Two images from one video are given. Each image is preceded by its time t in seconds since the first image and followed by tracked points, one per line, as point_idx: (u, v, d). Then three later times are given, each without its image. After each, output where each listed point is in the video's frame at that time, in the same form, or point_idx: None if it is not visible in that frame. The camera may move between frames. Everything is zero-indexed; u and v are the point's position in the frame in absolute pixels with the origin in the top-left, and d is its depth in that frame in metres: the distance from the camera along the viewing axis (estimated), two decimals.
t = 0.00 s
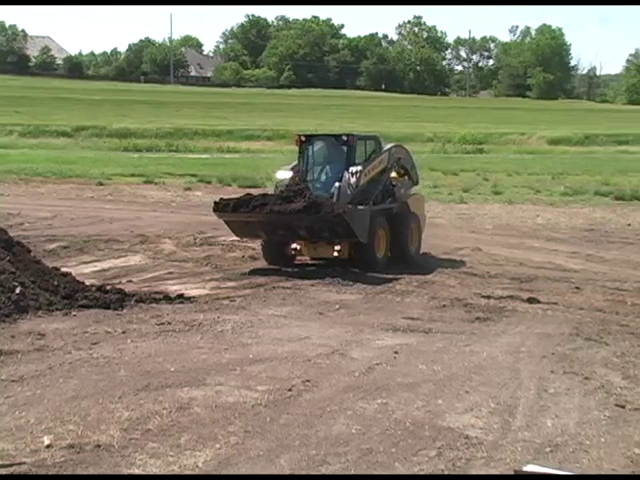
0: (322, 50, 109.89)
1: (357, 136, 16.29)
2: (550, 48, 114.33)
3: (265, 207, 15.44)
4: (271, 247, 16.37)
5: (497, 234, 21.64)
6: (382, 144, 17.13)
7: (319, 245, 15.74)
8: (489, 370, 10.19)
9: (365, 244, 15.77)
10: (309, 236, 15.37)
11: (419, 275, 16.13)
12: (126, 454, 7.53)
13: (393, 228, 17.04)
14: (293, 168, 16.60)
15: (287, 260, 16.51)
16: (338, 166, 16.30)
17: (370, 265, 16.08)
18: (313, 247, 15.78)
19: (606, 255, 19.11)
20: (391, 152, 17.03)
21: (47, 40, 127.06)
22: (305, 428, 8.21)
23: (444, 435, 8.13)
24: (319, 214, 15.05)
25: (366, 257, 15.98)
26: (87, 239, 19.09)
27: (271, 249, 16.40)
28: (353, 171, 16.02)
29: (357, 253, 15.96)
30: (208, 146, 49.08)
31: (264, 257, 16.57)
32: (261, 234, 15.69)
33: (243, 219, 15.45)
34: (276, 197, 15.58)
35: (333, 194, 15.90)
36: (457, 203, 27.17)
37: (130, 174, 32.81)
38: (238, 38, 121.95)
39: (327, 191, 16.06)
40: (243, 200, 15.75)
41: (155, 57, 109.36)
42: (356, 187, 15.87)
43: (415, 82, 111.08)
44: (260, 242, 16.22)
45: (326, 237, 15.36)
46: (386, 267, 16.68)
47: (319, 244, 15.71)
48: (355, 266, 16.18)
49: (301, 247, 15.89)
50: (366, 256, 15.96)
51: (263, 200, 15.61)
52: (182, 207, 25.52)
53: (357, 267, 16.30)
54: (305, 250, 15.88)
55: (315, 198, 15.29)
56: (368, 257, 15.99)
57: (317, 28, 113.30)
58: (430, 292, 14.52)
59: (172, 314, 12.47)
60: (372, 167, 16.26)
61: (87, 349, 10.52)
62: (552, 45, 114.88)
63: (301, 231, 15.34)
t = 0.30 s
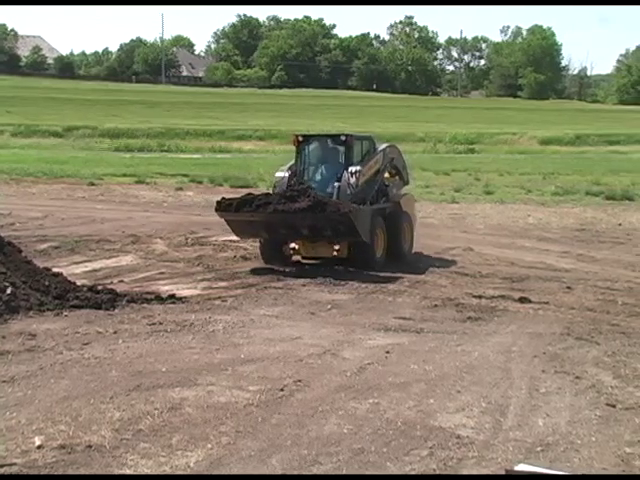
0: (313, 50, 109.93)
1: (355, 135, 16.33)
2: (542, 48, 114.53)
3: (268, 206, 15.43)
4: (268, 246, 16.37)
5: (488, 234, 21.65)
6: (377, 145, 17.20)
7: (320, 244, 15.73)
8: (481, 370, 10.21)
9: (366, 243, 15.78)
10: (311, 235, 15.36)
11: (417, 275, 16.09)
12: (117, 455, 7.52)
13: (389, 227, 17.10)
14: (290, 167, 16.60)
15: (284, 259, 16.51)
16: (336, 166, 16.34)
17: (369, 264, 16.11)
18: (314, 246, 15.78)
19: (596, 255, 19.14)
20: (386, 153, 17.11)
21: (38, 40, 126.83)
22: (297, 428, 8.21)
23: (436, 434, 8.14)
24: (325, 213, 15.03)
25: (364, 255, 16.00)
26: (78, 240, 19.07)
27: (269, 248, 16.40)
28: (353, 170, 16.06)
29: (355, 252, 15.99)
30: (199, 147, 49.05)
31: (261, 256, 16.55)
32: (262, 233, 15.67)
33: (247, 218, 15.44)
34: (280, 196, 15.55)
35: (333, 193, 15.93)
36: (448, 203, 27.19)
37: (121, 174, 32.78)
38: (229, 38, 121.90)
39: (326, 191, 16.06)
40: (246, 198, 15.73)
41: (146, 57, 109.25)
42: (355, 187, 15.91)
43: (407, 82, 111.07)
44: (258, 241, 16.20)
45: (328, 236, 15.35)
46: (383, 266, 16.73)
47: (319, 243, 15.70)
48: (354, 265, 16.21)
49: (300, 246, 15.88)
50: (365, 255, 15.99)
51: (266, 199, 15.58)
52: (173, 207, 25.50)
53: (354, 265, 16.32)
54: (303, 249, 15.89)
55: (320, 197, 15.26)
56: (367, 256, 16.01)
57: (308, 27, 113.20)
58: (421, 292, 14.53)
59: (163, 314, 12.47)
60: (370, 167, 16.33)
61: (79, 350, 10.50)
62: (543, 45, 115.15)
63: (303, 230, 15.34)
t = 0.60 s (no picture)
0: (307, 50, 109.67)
1: (354, 136, 16.46)
2: (535, 48, 114.63)
3: (275, 208, 15.40)
4: (267, 246, 16.31)
5: (481, 234, 21.65)
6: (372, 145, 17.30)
7: (321, 245, 15.74)
8: (473, 369, 10.23)
9: (369, 243, 15.83)
10: (317, 236, 15.36)
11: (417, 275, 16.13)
12: (110, 455, 7.51)
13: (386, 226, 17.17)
14: (288, 167, 16.72)
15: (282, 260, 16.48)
16: (336, 167, 16.48)
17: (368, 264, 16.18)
18: (315, 246, 15.78)
19: (589, 255, 19.17)
20: (381, 153, 17.23)
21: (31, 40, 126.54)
22: (290, 428, 8.21)
23: (429, 434, 8.15)
24: (334, 214, 15.05)
25: (365, 256, 16.06)
26: (71, 240, 19.06)
27: (267, 249, 16.36)
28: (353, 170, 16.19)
29: (355, 252, 16.03)
30: (192, 147, 49.02)
31: (259, 256, 16.47)
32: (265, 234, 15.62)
33: (253, 218, 15.38)
34: (286, 197, 15.53)
35: (334, 194, 16.05)
36: (441, 203, 27.18)
37: (115, 174, 32.75)
38: (223, 38, 121.71)
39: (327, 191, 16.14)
40: (251, 199, 15.69)
41: (140, 57, 109.09)
42: (357, 188, 16.01)
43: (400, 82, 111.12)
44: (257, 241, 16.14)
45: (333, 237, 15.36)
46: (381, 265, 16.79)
47: (321, 243, 15.69)
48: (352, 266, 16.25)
49: (299, 246, 15.86)
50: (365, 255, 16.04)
51: (273, 200, 15.56)
52: (166, 207, 25.49)
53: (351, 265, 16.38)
54: (303, 249, 15.87)
55: (329, 199, 15.29)
56: (367, 257, 16.06)
57: (301, 28, 113.24)
58: (414, 291, 14.54)
59: (157, 314, 12.46)
60: (369, 168, 16.45)
61: (72, 349, 10.50)
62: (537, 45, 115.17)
63: (308, 231, 15.33)
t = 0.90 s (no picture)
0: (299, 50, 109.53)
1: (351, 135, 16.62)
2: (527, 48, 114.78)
3: (279, 207, 15.39)
4: (264, 245, 16.27)
5: (474, 234, 21.65)
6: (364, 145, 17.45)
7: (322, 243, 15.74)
8: (466, 369, 10.24)
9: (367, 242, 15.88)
10: (320, 235, 15.36)
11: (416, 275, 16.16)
12: (103, 455, 7.50)
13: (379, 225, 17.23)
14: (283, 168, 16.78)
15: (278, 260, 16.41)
16: (334, 166, 16.62)
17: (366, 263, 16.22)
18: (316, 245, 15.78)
19: (582, 255, 19.19)
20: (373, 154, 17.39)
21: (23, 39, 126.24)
22: (283, 428, 8.21)
23: (422, 434, 8.15)
24: (339, 213, 15.06)
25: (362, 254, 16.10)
26: (64, 240, 19.04)
27: (265, 248, 16.34)
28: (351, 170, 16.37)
29: (355, 251, 16.08)
30: (185, 147, 48.96)
31: (256, 255, 16.41)
32: (268, 234, 15.57)
33: (257, 218, 15.35)
34: (290, 197, 15.54)
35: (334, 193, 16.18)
36: (434, 203, 27.18)
37: (107, 174, 32.70)
38: (216, 38, 121.58)
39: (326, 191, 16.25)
40: (253, 199, 15.69)
41: (132, 57, 108.90)
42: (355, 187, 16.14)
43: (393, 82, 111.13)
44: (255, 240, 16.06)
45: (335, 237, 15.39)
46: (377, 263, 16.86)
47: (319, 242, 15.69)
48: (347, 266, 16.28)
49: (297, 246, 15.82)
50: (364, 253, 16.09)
51: (276, 200, 15.55)
52: (159, 207, 25.46)
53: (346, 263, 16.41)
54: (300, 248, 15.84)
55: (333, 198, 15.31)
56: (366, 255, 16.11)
57: (294, 27, 113.07)
58: (408, 291, 14.55)
59: (149, 314, 12.45)
60: (365, 168, 16.60)
61: (64, 350, 10.48)
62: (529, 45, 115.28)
63: (311, 230, 15.32)
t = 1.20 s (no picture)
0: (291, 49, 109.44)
1: (347, 138, 16.90)
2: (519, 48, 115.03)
3: (286, 208, 15.44)
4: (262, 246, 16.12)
5: (466, 234, 21.67)
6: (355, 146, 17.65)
7: (322, 244, 15.66)
8: (458, 369, 10.25)
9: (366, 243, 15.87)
10: (323, 236, 15.32)
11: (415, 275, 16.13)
12: (94, 456, 7.49)
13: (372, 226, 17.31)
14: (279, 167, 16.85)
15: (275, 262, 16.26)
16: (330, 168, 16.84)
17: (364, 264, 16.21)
18: (315, 246, 15.67)
19: (574, 255, 19.23)
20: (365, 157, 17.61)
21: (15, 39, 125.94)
22: (275, 428, 8.21)
23: (414, 434, 8.17)
24: (347, 213, 15.15)
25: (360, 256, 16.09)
26: (56, 240, 19.03)
27: (263, 250, 16.21)
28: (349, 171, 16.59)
29: (354, 251, 16.06)
30: (177, 147, 48.94)
31: (255, 256, 16.26)
32: (270, 235, 15.47)
33: (264, 217, 15.33)
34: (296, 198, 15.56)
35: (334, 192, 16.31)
36: (426, 203, 27.21)
37: (99, 174, 32.67)
38: (208, 38, 121.53)
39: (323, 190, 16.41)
40: (259, 201, 15.74)
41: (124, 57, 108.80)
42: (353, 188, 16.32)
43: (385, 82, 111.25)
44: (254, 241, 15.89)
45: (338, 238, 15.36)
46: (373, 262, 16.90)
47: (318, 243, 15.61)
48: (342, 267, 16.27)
49: (295, 246, 15.71)
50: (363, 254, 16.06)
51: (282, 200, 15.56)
52: (151, 207, 25.44)
53: (339, 264, 16.42)
54: (298, 249, 15.75)
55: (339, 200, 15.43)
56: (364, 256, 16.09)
57: (286, 27, 113.15)
58: (399, 291, 14.57)
59: (141, 314, 12.45)
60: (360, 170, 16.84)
61: (56, 350, 10.46)
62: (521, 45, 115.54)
63: (315, 230, 15.29)
